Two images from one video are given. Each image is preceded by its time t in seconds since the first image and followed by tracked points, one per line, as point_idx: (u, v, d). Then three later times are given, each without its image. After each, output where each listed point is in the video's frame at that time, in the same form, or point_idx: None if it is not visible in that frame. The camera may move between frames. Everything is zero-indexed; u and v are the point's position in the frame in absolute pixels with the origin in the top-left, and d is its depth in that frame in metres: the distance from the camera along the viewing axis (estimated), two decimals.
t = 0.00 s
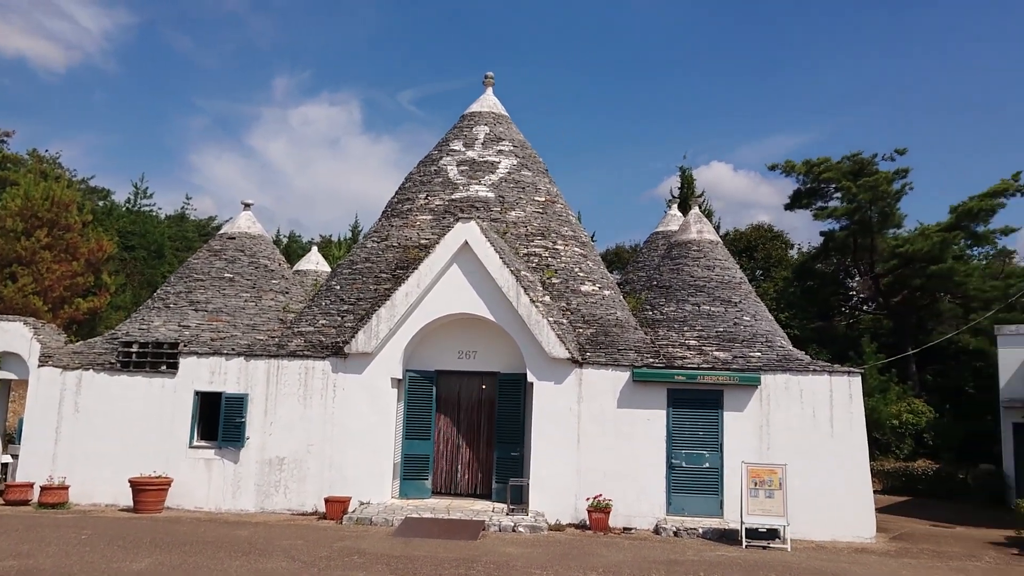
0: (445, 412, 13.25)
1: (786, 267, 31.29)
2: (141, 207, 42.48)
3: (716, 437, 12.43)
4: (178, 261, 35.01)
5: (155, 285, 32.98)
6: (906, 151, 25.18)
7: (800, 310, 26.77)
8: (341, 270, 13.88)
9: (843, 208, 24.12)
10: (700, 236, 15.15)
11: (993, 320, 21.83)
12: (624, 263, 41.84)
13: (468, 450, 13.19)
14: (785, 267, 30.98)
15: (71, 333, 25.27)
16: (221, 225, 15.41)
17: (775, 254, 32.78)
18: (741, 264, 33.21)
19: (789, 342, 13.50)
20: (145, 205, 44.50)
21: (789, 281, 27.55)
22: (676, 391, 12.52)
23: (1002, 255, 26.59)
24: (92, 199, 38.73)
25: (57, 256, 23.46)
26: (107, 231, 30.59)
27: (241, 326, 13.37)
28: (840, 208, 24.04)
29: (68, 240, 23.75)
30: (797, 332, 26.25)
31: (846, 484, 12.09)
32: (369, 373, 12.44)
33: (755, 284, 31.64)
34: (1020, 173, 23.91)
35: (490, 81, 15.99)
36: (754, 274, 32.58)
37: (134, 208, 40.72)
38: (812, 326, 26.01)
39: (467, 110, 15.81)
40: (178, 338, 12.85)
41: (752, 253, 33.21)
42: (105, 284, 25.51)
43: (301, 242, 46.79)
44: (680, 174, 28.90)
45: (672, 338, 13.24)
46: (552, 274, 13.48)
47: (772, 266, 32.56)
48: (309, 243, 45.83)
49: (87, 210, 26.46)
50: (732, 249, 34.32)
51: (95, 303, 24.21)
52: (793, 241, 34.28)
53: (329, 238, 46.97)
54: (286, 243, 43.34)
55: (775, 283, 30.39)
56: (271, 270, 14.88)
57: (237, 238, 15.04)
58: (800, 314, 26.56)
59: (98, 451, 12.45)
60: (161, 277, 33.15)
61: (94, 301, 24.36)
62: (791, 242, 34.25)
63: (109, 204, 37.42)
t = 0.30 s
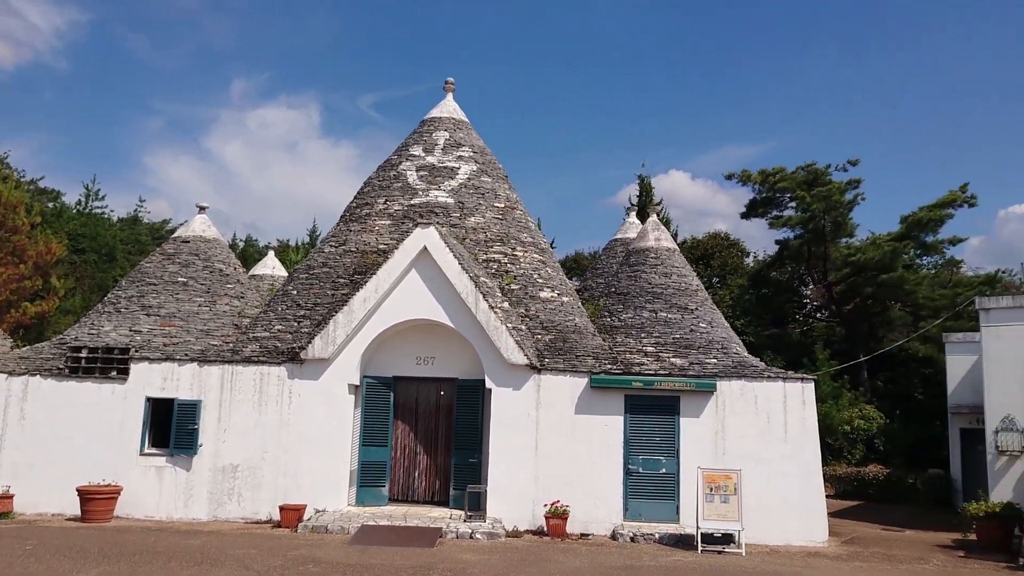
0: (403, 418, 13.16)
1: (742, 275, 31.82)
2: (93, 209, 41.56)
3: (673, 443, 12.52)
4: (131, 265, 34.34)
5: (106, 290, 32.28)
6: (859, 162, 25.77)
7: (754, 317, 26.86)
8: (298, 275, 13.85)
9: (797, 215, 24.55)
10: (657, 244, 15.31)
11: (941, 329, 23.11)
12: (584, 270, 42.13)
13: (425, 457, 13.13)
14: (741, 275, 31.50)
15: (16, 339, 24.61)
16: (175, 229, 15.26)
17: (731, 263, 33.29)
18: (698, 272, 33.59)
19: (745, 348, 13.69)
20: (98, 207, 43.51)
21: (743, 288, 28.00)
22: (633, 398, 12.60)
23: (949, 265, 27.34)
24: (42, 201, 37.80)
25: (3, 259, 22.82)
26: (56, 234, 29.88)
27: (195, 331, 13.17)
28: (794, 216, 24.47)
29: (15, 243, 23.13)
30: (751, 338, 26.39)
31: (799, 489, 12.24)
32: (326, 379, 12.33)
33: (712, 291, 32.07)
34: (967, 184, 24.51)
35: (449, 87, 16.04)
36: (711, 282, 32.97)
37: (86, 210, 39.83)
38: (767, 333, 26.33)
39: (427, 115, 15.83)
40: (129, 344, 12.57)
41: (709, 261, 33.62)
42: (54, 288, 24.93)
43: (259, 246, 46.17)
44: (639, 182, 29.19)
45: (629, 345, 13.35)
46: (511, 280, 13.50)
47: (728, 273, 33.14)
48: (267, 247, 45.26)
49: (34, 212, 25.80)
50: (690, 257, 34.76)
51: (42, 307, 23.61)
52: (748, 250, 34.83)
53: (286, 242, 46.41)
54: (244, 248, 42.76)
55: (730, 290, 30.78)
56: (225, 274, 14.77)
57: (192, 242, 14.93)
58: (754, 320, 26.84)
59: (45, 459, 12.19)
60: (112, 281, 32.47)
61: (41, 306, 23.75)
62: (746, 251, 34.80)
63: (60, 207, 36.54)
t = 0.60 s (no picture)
0: (360, 422, 13.05)
1: (699, 279, 32.26)
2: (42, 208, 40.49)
3: (631, 446, 12.53)
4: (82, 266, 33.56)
5: (55, 291, 31.46)
6: (813, 169, 26.35)
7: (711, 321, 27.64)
8: (254, 276, 13.98)
9: (753, 222, 24.95)
10: (616, 248, 15.43)
11: (892, 334, 23.64)
12: (544, 274, 42.31)
13: (383, 460, 13.03)
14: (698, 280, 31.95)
15: None
16: (127, 229, 15.02)
17: (689, 267, 33.71)
18: (656, 277, 33.94)
19: (702, 352, 13.85)
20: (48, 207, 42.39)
21: (701, 294, 28.56)
22: (592, 401, 12.59)
23: (900, 271, 28.03)
24: None
25: None
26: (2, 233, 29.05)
27: (146, 333, 12.98)
28: (751, 223, 24.85)
29: None
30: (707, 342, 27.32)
31: (755, 492, 12.30)
32: (281, 382, 12.24)
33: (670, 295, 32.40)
34: (917, 192, 25.13)
35: (410, 89, 16.28)
36: (669, 286, 33.32)
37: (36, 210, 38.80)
38: (723, 337, 27.06)
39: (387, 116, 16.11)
40: (77, 346, 12.30)
41: (667, 266, 34.01)
42: None
43: (216, 249, 45.46)
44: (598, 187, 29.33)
45: (588, 348, 13.42)
46: (470, 283, 13.65)
47: (685, 278, 33.58)
48: (224, 249, 44.54)
49: None
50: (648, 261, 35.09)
51: None
52: (706, 255, 35.35)
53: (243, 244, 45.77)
54: (199, 250, 42.09)
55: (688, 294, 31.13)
56: (179, 275, 14.54)
57: (144, 242, 14.69)
58: (711, 324, 27.41)
59: None
60: (61, 282, 31.65)
61: None
62: (704, 256, 35.29)
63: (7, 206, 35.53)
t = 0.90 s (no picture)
0: (323, 425, 12.94)
1: (662, 282, 32.54)
2: None
3: (595, 448, 12.46)
4: (34, 266, 32.70)
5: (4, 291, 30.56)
6: (774, 174, 26.80)
7: (674, 324, 27.77)
8: (214, 277, 13.87)
9: (716, 226, 25.27)
10: (581, 250, 15.47)
11: (851, 336, 24.44)
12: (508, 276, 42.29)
13: (345, 464, 12.88)
14: (662, 283, 32.22)
15: None
16: (82, 228, 14.73)
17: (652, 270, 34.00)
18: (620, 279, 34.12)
19: (666, 354, 13.93)
20: None
21: (665, 296, 28.63)
22: (557, 403, 12.53)
23: (859, 275, 28.58)
24: None
25: None
26: None
27: (102, 334, 12.73)
28: (714, 226, 25.16)
29: None
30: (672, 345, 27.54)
31: (718, 493, 12.29)
32: (241, 385, 12.07)
33: (634, 297, 32.60)
34: (875, 198, 25.62)
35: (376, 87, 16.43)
36: (633, 289, 33.48)
37: None
38: (686, 340, 27.32)
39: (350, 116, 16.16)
40: (29, 347, 12.00)
41: (631, 269, 34.23)
42: None
43: (176, 250, 44.69)
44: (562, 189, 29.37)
45: (553, 351, 13.42)
46: (434, 284, 13.71)
47: (649, 280, 33.84)
48: (182, 251, 43.77)
49: None
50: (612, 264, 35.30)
51: None
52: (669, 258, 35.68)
53: (201, 244, 44.94)
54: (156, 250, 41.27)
55: (651, 296, 31.30)
56: (136, 276, 14.33)
57: (99, 242, 14.43)
58: (674, 327, 27.68)
59: None
60: (11, 282, 30.77)
61: None
62: (667, 259, 35.64)
63: None
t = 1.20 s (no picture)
0: (292, 426, 12.76)
1: (634, 282, 32.74)
2: None
3: (568, 449, 12.44)
4: None
5: None
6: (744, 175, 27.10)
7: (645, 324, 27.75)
8: (181, 276, 13.62)
9: (687, 226, 25.48)
10: (554, 250, 15.46)
11: (820, 336, 25.06)
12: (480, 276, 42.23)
13: (316, 466, 12.72)
14: (633, 283, 32.40)
15: None
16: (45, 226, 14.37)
17: (624, 270, 34.20)
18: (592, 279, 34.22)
19: (639, 354, 13.98)
20: None
21: (636, 296, 28.80)
22: (529, 403, 12.50)
23: (827, 275, 28.99)
24: None
25: None
26: None
27: (64, 334, 12.43)
28: (685, 227, 25.37)
29: None
30: (644, 346, 27.26)
31: (691, 492, 12.35)
32: (209, 386, 11.88)
33: (606, 297, 32.74)
34: (843, 199, 26.00)
35: (346, 86, 16.31)
36: (605, 289, 33.59)
37: None
38: (658, 340, 27.49)
39: (321, 113, 15.98)
40: None
41: (603, 269, 34.37)
42: None
43: (141, 249, 43.89)
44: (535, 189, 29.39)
45: (526, 350, 13.39)
46: (406, 284, 13.60)
47: (620, 281, 34.02)
48: (148, 250, 42.96)
49: None
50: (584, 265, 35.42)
51: None
52: (640, 258, 35.89)
53: (167, 243, 44.15)
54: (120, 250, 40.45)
55: (623, 296, 31.44)
56: (100, 275, 14.02)
57: (62, 240, 14.09)
58: (646, 327, 27.71)
59: None
60: None
61: None
62: (639, 260, 35.87)
63: None
